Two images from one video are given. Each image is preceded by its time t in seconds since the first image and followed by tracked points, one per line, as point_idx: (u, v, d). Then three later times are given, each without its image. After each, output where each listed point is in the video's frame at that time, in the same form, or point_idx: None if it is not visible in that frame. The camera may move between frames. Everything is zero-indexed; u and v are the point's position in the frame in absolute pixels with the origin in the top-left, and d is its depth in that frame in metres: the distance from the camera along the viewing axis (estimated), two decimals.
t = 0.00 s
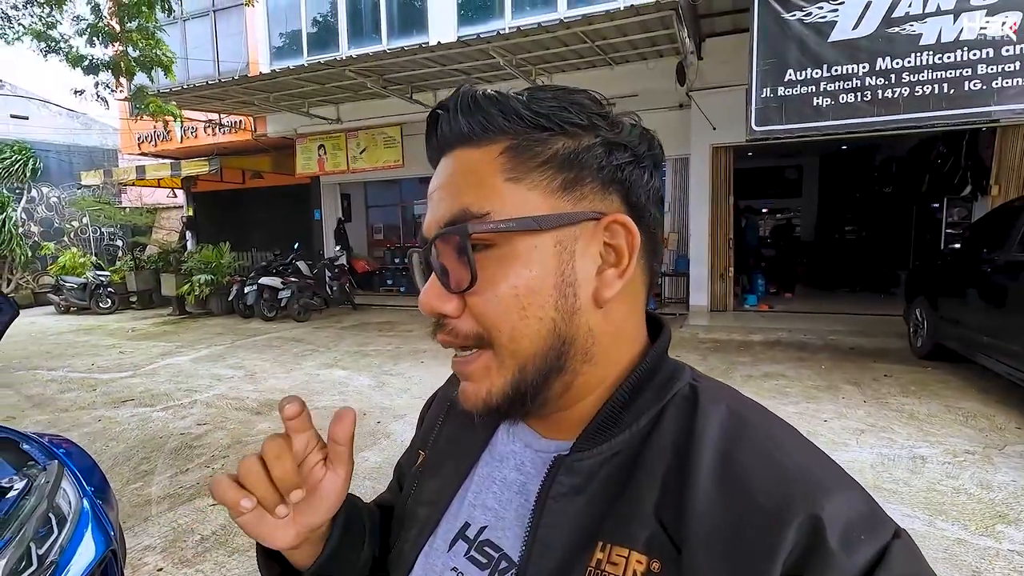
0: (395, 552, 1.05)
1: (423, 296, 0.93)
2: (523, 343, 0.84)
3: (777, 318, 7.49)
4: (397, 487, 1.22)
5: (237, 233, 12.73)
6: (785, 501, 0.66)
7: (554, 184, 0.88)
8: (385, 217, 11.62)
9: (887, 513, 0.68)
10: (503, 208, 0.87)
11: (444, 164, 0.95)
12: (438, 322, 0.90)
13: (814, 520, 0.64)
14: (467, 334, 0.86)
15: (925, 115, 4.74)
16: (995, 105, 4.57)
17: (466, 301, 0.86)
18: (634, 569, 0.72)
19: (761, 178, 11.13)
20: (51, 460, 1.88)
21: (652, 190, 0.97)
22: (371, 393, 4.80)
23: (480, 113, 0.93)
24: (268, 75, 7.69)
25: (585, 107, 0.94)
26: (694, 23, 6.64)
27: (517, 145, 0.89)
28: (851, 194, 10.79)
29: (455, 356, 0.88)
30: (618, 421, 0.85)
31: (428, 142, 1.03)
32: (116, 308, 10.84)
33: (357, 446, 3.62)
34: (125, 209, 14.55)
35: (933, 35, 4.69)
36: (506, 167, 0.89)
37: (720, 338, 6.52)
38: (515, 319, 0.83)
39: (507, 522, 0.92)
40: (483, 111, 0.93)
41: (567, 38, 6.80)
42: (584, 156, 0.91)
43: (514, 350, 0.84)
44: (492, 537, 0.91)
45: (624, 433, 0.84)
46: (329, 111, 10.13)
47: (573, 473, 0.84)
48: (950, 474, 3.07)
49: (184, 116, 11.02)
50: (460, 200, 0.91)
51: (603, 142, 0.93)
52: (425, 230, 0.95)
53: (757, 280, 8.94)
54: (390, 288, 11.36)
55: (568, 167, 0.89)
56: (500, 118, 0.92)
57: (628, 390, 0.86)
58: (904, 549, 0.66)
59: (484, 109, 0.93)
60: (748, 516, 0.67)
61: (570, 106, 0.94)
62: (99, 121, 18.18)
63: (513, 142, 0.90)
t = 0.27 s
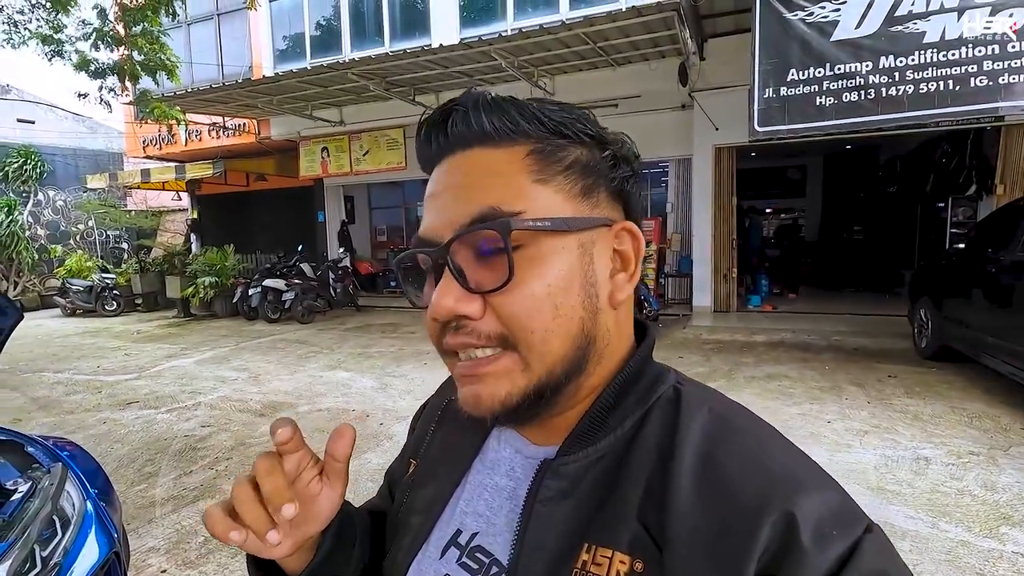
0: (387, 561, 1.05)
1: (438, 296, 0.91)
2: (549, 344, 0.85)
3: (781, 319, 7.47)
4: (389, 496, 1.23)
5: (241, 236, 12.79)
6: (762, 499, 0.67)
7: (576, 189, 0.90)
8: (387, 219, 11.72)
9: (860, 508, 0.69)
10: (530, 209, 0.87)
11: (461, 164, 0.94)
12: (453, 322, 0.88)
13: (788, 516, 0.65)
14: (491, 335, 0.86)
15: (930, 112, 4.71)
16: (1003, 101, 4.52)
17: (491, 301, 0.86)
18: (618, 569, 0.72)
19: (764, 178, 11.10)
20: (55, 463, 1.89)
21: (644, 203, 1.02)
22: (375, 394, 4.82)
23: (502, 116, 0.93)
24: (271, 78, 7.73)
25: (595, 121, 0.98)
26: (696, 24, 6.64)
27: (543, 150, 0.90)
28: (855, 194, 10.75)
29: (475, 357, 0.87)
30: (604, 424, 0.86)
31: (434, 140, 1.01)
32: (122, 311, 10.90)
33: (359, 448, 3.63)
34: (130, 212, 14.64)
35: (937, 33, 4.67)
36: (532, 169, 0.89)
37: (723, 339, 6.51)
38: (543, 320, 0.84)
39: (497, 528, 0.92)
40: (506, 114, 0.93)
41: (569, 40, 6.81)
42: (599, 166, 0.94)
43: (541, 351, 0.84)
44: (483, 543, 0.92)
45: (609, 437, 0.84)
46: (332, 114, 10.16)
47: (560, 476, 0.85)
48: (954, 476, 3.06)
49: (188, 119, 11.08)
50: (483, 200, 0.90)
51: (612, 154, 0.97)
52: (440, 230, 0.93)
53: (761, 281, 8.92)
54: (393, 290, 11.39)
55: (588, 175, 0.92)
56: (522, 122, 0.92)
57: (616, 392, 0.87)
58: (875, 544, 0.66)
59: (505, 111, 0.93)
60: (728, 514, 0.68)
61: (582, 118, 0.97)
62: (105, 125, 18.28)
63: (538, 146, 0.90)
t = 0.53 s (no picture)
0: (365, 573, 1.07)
1: (440, 303, 0.91)
2: (557, 352, 0.88)
3: (782, 320, 7.46)
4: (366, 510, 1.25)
5: (244, 238, 12.82)
6: (717, 496, 0.68)
7: (576, 206, 0.96)
8: (390, 220, 11.69)
9: (809, 501, 0.70)
10: (539, 221, 0.91)
11: (468, 173, 0.95)
12: (459, 328, 0.88)
13: (743, 512, 0.66)
14: (500, 342, 0.87)
15: (930, 112, 4.71)
16: (1003, 102, 4.51)
17: (500, 308, 0.87)
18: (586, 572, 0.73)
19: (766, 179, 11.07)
20: (56, 466, 1.91)
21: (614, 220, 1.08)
22: (376, 396, 4.84)
23: (510, 129, 0.96)
24: (274, 81, 7.76)
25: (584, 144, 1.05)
26: (696, 25, 6.65)
27: (549, 166, 0.94)
28: (857, 194, 10.73)
29: (482, 365, 0.87)
30: (572, 430, 0.87)
31: (432, 148, 1.01)
32: (126, 313, 10.95)
33: (360, 450, 3.65)
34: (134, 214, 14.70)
35: (937, 33, 4.67)
36: (541, 182, 0.93)
37: (724, 341, 6.51)
38: (553, 328, 0.87)
39: (472, 538, 0.93)
40: (513, 128, 0.96)
41: (570, 41, 6.81)
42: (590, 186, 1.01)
43: (550, 358, 0.87)
44: (458, 553, 0.93)
45: (578, 443, 0.85)
46: (334, 116, 10.20)
47: (530, 483, 0.86)
48: (955, 477, 3.05)
49: (191, 122, 11.13)
50: (493, 209, 0.92)
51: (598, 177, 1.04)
52: (442, 237, 0.93)
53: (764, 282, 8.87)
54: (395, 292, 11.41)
55: (585, 193, 0.98)
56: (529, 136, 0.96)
57: (585, 397, 0.88)
58: (824, 537, 0.67)
59: (513, 125, 0.96)
60: (686, 514, 0.69)
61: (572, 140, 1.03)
62: (108, 128, 18.36)
63: (544, 163, 0.94)
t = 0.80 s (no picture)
0: None
1: (416, 307, 0.90)
2: (533, 355, 0.87)
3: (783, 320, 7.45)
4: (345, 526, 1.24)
5: (245, 239, 12.83)
6: (699, 501, 0.67)
7: (553, 209, 0.96)
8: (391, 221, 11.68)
9: (790, 503, 0.70)
10: (516, 223, 0.91)
11: (442, 174, 0.94)
12: (435, 332, 0.87)
13: (724, 516, 0.65)
14: (476, 346, 0.86)
15: (930, 113, 4.70)
16: (1004, 102, 4.50)
17: (475, 311, 0.86)
18: None
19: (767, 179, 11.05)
20: (52, 468, 1.90)
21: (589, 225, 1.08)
22: (375, 397, 4.83)
23: (484, 131, 0.96)
24: (274, 82, 7.76)
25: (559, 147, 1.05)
26: (696, 25, 6.64)
27: (523, 169, 0.94)
28: (858, 194, 10.70)
29: (458, 368, 0.86)
30: (552, 436, 0.86)
31: (405, 151, 1.00)
32: (127, 313, 10.95)
33: (359, 451, 3.64)
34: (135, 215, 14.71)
35: (937, 33, 4.65)
36: (517, 183, 0.93)
37: (725, 341, 6.49)
38: (528, 330, 0.86)
39: (453, 550, 0.92)
40: (487, 129, 0.97)
41: (570, 41, 6.81)
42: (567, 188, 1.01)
43: (526, 361, 0.86)
44: (437, 566, 0.92)
45: (558, 449, 0.85)
46: (334, 117, 10.20)
47: (511, 491, 0.85)
48: (955, 479, 3.04)
49: (192, 123, 11.14)
50: (468, 211, 0.91)
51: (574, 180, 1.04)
52: (417, 240, 0.93)
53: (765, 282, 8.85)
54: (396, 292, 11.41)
55: (560, 196, 0.98)
56: (503, 138, 0.96)
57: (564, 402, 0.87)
58: (805, 538, 0.67)
59: (487, 128, 0.97)
60: (668, 520, 0.68)
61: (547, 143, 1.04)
62: (109, 129, 18.38)
63: (518, 165, 0.94)
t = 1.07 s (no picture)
0: None
1: (414, 304, 0.90)
2: (530, 354, 0.87)
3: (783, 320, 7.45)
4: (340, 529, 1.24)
5: (245, 239, 12.83)
6: (695, 501, 0.68)
7: (552, 210, 0.96)
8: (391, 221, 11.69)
9: (786, 504, 0.70)
10: (515, 223, 0.91)
11: (442, 173, 0.95)
12: (432, 329, 0.87)
13: (720, 517, 0.66)
14: (473, 343, 0.86)
15: (930, 113, 4.71)
16: (1004, 102, 4.50)
17: (473, 308, 0.87)
18: None
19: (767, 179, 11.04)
20: (52, 468, 1.90)
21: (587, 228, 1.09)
22: (374, 397, 4.84)
23: (484, 132, 0.97)
24: (274, 82, 7.76)
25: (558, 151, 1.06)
26: (696, 25, 6.64)
27: (523, 170, 0.95)
28: (859, 194, 10.71)
29: (455, 365, 0.86)
30: (549, 436, 0.86)
31: (406, 149, 1.01)
32: (127, 313, 10.95)
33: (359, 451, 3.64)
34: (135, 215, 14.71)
35: (936, 33, 4.64)
36: (516, 185, 0.93)
37: (725, 341, 6.49)
38: (525, 330, 0.87)
39: (448, 550, 0.92)
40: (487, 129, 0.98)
41: (570, 41, 6.81)
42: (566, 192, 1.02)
43: (523, 360, 0.86)
44: (432, 566, 0.92)
45: (555, 449, 0.85)
46: (335, 117, 10.20)
47: (508, 490, 0.85)
48: (955, 479, 3.04)
49: (193, 123, 11.14)
50: (468, 210, 0.91)
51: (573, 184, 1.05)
52: (417, 238, 0.92)
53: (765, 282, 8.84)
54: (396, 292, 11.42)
55: (560, 198, 0.99)
56: (504, 140, 0.97)
57: (561, 402, 0.88)
58: (801, 540, 0.67)
59: (488, 128, 0.98)
60: (665, 520, 0.68)
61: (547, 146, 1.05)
62: (110, 129, 18.36)
63: (518, 166, 0.95)
